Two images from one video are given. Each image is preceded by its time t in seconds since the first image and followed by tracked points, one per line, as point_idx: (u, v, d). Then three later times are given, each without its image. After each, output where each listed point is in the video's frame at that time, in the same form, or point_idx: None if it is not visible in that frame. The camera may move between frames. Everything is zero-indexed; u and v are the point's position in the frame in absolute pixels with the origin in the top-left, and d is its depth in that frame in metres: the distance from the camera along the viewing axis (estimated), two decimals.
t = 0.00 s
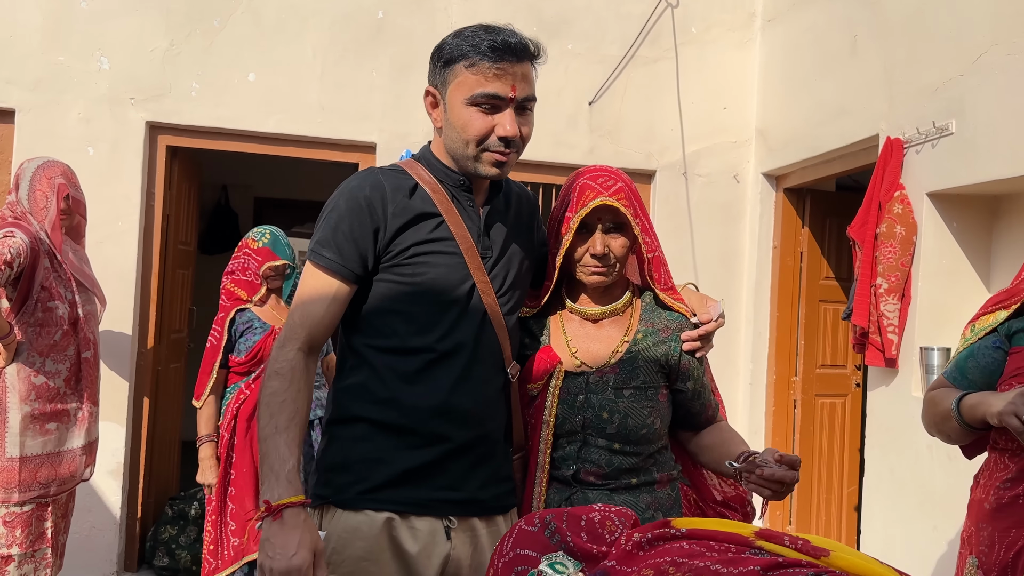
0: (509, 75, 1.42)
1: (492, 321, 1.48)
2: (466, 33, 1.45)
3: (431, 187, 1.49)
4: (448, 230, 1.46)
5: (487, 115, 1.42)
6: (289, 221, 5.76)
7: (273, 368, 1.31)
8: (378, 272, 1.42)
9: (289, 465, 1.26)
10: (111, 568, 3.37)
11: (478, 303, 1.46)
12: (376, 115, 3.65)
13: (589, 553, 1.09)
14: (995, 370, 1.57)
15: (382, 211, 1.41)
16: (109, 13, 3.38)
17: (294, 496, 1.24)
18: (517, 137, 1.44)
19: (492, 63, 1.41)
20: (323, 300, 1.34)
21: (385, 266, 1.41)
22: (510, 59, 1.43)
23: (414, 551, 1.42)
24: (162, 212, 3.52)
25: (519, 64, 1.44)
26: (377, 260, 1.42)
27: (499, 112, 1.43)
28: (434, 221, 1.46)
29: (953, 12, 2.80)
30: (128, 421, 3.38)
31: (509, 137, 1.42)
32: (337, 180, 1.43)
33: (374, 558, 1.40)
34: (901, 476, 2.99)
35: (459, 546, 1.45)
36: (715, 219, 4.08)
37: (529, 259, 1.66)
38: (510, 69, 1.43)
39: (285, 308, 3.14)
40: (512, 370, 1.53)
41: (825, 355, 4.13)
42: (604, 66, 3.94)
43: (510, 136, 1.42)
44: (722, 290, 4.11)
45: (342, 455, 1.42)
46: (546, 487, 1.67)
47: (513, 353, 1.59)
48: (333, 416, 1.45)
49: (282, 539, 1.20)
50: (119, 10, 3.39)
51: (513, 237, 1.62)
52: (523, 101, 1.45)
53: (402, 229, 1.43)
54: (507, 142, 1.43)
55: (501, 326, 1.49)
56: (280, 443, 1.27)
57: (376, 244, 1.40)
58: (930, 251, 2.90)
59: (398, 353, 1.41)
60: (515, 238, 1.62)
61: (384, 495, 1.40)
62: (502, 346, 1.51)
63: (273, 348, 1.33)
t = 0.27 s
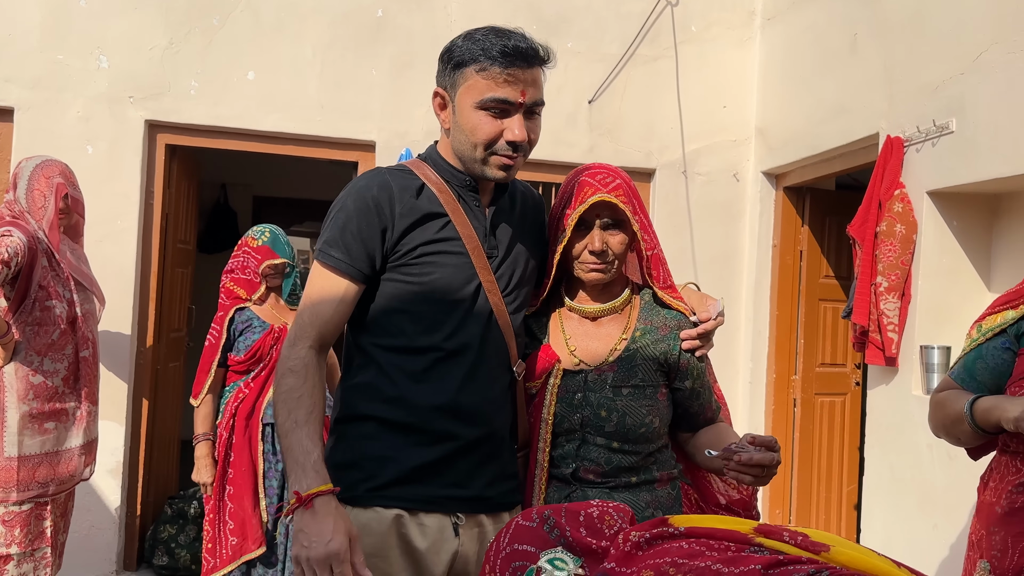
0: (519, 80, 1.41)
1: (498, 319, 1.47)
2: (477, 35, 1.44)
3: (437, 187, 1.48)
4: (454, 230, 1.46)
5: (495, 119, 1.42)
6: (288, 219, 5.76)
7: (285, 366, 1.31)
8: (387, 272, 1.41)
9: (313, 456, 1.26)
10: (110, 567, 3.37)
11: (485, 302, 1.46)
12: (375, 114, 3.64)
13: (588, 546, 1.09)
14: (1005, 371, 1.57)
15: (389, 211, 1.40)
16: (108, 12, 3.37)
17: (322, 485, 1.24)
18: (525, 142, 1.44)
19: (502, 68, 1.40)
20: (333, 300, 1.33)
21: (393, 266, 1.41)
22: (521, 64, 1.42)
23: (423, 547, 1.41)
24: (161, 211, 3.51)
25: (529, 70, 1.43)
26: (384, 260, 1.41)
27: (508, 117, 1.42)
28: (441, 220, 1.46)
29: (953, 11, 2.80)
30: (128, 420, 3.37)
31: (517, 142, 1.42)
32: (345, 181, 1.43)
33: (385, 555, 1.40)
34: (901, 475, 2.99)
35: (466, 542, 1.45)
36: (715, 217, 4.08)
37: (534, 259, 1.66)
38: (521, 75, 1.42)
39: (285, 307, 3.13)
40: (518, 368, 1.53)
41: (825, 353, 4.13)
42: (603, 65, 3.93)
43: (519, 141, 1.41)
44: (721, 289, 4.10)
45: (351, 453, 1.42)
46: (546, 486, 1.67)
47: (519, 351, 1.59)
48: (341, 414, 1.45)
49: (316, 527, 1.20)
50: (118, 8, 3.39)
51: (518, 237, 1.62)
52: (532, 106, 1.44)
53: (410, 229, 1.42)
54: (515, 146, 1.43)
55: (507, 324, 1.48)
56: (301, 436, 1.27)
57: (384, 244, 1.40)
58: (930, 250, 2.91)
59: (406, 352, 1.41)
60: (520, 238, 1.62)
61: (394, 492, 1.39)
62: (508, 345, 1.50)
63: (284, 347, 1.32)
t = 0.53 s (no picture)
0: (527, 83, 1.40)
1: (503, 319, 1.46)
2: (486, 36, 1.43)
3: (442, 186, 1.47)
4: (459, 229, 1.45)
5: (502, 121, 1.41)
6: (288, 218, 5.75)
7: (304, 365, 1.24)
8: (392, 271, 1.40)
9: (362, 415, 1.18)
10: (110, 567, 3.36)
11: (489, 302, 1.45)
12: (375, 112, 3.63)
13: (609, 492, 1.08)
14: (1017, 376, 1.51)
15: (396, 211, 1.39)
16: (107, 10, 3.37)
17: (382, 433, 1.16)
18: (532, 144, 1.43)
19: (511, 71, 1.39)
20: (345, 299, 1.31)
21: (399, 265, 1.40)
22: (529, 67, 1.41)
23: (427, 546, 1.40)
24: (161, 210, 3.50)
25: (537, 72, 1.42)
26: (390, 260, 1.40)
27: (515, 119, 1.41)
28: (446, 220, 1.45)
29: (954, 10, 2.79)
30: (127, 419, 3.37)
31: (524, 144, 1.41)
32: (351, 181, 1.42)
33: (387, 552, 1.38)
34: (902, 475, 2.98)
35: (469, 539, 1.45)
36: (716, 216, 4.07)
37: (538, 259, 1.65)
38: (529, 77, 1.41)
39: (285, 307, 3.11)
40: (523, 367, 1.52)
41: (825, 352, 4.13)
42: (604, 64, 3.93)
43: (525, 143, 1.41)
44: (723, 290, 4.07)
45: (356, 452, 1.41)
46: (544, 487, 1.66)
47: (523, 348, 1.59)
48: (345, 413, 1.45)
49: (390, 455, 1.10)
50: (117, 6, 3.38)
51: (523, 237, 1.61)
52: (540, 108, 1.44)
53: (416, 229, 1.42)
54: (521, 148, 1.42)
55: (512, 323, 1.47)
56: (342, 405, 1.19)
57: (390, 245, 1.38)
58: (931, 249, 2.90)
59: (411, 351, 1.40)
60: (524, 238, 1.62)
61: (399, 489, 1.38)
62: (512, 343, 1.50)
63: (298, 353, 1.26)
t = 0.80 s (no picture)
0: (524, 80, 1.40)
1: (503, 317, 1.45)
2: (483, 35, 1.43)
3: (445, 182, 1.46)
4: (462, 226, 1.44)
5: (500, 119, 1.40)
6: (288, 217, 5.75)
7: (366, 321, 1.20)
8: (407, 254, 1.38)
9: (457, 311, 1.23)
10: (110, 566, 3.36)
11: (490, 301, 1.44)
12: (375, 111, 3.63)
13: (689, 380, 1.24)
14: None
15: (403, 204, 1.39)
16: (106, 9, 3.36)
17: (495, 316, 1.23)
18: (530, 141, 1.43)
19: (508, 68, 1.39)
20: (379, 268, 1.27)
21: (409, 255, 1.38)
22: (526, 64, 1.40)
23: (427, 543, 1.39)
24: (160, 209, 3.50)
25: (533, 70, 1.42)
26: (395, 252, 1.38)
27: (513, 116, 1.41)
28: (449, 216, 1.44)
29: (954, 8, 2.79)
30: (127, 418, 3.36)
31: (522, 142, 1.40)
32: (367, 167, 1.43)
33: (388, 551, 1.38)
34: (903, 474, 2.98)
35: (471, 539, 1.43)
36: (716, 215, 4.07)
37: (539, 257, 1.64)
38: (526, 75, 1.40)
39: (285, 305, 3.08)
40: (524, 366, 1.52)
41: (826, 350, 4.15)
42: (604, 62, 3.92)
43: (523, 140, 1.40)
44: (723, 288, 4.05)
45: (357, 451, 1.41)
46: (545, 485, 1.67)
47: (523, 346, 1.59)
48: (348, 412, 1.45)
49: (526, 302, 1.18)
50: (117, 5, 3.37)
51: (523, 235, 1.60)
52: (537, 105, 1.43)
53: (421, 222, 1.40)
54: (520, 146, 1.41)
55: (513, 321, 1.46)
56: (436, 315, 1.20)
57: (405, 230, 1.37)
58: (932, 247, 2.90)
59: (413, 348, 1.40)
60: (524, 236, 1.61)
61: (400, 489, 1.37)
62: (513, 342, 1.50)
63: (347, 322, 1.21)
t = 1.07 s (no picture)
0: (523, 75, 1.39)
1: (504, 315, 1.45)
2: (482, 32, 1.43)
3: (447, 180, 1.46)
4: (465, 224, 1.43)
5: (499, 114, 1.40)
6: (288, 217, 5.74)
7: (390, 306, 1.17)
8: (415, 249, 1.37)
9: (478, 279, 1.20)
10: (110, 566, 3.36)
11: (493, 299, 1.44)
12: (374, 110, 3.62)
13: (798, 282, 1.22)
14: None
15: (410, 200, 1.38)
16: (106, 8, 3.36)
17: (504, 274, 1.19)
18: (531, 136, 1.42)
19: (507, 63, 1.38)
20: (393, 255, 1.26)
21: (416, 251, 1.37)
22: (525, 59, 1.40)
23: (433, 543, 1.38)
24: (160, 209, 3.49)
25: (533, 65, 1.41)
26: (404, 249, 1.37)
27: (511, 112, 1.40)
28: (453, 214, 1.43)
29: (955, 6, 2.78)
30: (127, 418, 3.36)
31: (521, 137, 1.40)
32: (373, 161, 1.42)
33: (392, 552, 1.36)
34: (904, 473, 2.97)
35: (475, 539, 1.43)
36: (716, 214, 4.06)
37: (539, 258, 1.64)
38: (524, 70, 1.40)
39: (284, 304, 3.07)
40: (524, 364, 1.55)
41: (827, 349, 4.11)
42: (604, 61, 3.92)
43: (523, 135, 1.40)
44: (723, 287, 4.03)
45: (362, 451, 1.40)
46: (548, 485, 1.67)
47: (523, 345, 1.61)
48: (351, 413, 1.44)
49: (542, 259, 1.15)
50: (116, 4, 3.37)
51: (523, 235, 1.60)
52: (537, 101, 1.42)
53: (427, 219, 1.39)
54: (520, 141, 1.41)
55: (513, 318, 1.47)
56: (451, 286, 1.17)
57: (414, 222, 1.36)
58: (934, 246, 2.89)
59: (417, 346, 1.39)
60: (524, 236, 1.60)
61: (404, 489, 1.36)
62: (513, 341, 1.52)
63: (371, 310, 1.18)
